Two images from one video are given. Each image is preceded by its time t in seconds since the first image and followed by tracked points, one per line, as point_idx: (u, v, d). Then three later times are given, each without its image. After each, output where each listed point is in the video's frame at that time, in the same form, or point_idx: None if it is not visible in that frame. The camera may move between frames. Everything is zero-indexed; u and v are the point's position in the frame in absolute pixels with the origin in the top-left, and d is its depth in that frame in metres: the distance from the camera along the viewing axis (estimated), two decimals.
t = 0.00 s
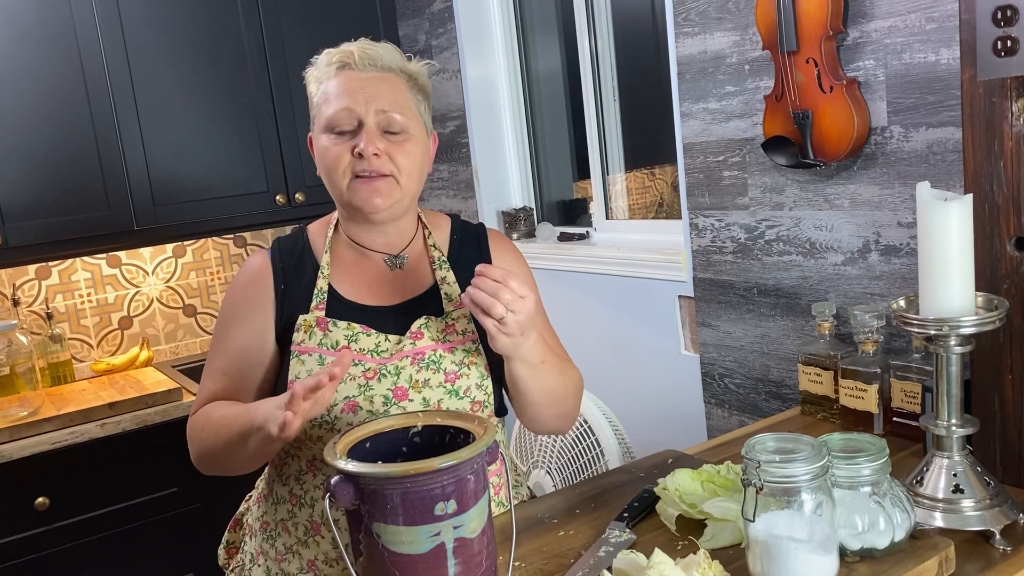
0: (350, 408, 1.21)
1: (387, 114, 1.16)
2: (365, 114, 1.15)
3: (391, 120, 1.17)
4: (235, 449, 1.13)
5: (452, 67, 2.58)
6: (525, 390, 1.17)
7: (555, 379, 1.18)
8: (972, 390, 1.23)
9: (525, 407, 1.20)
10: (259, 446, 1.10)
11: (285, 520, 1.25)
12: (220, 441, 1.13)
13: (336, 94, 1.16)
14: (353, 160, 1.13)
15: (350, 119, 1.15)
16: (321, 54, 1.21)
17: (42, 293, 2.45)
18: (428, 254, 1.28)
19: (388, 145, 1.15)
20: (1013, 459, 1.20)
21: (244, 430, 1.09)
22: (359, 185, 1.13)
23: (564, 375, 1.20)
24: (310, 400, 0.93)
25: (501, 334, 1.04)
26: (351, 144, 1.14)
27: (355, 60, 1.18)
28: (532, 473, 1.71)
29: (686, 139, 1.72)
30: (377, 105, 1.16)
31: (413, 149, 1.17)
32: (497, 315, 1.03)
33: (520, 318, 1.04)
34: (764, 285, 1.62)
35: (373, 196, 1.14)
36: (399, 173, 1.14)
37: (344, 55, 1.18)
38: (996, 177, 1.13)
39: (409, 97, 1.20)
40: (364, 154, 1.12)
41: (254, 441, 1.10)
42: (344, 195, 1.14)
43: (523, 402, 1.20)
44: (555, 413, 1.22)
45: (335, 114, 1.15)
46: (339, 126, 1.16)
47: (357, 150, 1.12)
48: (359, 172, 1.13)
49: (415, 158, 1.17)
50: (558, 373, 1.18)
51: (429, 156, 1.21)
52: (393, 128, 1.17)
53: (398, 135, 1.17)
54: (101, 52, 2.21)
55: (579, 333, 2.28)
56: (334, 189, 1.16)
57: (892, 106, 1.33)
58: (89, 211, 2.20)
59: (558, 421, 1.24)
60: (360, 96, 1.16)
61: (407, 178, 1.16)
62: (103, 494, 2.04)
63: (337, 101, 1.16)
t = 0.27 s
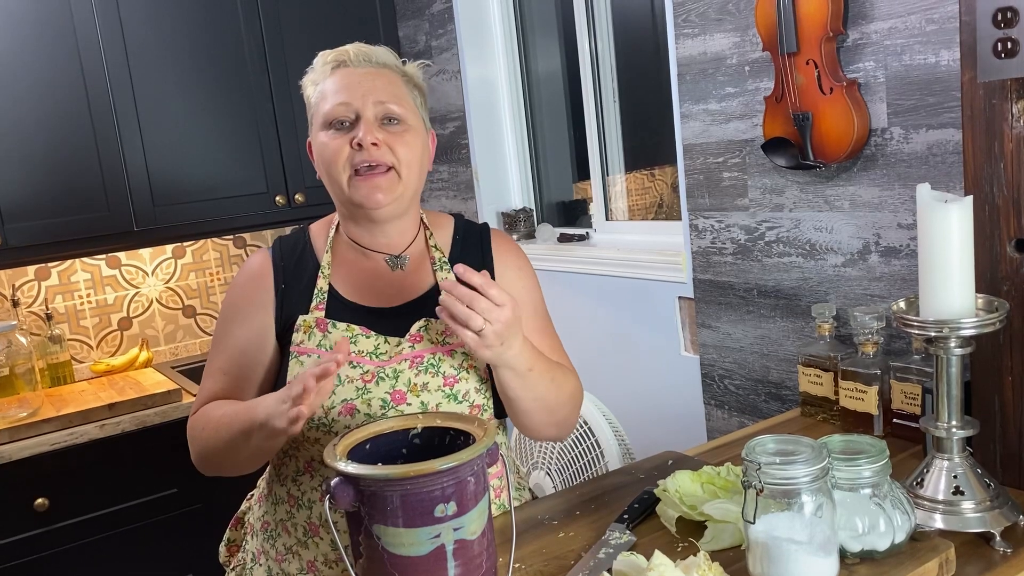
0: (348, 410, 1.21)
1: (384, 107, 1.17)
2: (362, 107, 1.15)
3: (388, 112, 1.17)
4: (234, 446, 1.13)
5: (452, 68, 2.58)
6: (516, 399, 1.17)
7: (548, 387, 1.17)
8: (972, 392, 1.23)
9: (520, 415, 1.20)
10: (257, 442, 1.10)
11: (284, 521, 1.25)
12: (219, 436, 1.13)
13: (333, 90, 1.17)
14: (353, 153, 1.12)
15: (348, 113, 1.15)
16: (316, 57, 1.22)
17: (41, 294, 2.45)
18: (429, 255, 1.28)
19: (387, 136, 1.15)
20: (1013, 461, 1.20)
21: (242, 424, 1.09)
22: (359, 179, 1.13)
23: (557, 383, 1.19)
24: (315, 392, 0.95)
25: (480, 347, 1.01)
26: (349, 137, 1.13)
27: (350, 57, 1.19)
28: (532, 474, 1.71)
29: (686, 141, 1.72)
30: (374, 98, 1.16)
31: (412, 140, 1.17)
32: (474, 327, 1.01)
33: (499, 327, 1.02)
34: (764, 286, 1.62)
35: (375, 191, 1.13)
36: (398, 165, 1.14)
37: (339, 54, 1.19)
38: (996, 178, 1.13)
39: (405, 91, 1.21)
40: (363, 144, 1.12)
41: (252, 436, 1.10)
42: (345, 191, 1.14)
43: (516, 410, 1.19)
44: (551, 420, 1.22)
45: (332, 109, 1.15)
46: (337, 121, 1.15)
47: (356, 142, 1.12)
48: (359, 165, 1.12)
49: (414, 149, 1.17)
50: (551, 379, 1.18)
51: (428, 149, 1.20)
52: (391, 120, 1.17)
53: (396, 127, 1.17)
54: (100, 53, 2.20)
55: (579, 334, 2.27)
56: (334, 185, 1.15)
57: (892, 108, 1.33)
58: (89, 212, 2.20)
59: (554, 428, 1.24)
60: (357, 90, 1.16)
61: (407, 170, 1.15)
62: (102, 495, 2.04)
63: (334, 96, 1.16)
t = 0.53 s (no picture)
0: (351, 415, 1.21)
1: (385, 107, 1.17)
2: (363, 108, 1.15)
3: (389, 112, 1.17)
4: (229, 444, 1.14)
5: (451, 68, 2.58)
6: (525, 399, 1.17)
7: (557, 390, 1.18)
8: (972, 393, 1.23)
9: (527, 416, 1.20)
10: (251, 439, 1.11)
11: (285, 523, 1.25)
12: (213, 435, 1.14)
13: (334, 92, 1.17)
14: (355, 153, 1.12)
15: (349, 114, 1.15)
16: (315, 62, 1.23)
17: (40, 295, 2.45)
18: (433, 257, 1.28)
19: (389, 135, 1.15)
20: (1013, 462, 1.20)
21: (235, 422, 1.10)
22: (363, 178, 1.12)
23: (567, 386, 1.19)
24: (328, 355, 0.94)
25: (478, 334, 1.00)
26: (351, 138, 1.14)
27: (349, 59, 1.20)
28: (531, 475, 1.70)
29: (686, 142, 1.72)
30: (374, 99, 1.16)
31: (414, 138, 1.17)
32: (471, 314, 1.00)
33: (495, 310, 1.01)
34: (763, 287, 1.61)
35: (379, 189, 1.12)
36: (401, 163, 1.14)
37: (338, 56, 1.19)
38: (995, 180, 1.13)
39: (405, 91, 1.21)
40: (365, 145, 1.12)
41: (246, 434, 1.11)
42: (349, 191, 1.13)
43: (523, 411, 1.20)
44: (558, 423, 1.22)
45: (333, 111, 1.16)
46: (338, 123, 1.16)
47: (358, 142, 1.12)
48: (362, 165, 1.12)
49: (417, 148, 1.17)
50: (560, 381, 1.18)
51: (430, 147, 1.20)
52: (392, 120, 1.17)
53: (397, 126, 1.17)
54: (99, 54, 2.20)
55: (579, 335, 2.27)
56: (338, 186, 1.15)
57: (892, 109, 1.33)
58: (87, 212, 2.20)
59: (561, 432, 1.24)
60: (358, 91, 1.16)
61: (410, 168, 1.15)
62: (101, 496, 2.03)
63: (334, 98, 1.16)
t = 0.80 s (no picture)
0: (356, 416, 1.21)
1: (394, 109, 1.16)
2: (371, 111, 1.15)
3: (398, 114, 1.17)
4: (230, 434, 1.13)
5: (451, 69, 2.58)
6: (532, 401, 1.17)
7: (564, 394, 1.18)
8: (972, 394, 1.23)
9: (531, 419, 1.20)
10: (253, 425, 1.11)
11: (284, 522, 1.25)
12: (214, 426, 1.13)
13: (342, 94, 1.17)
14: (363, 155, 1.12)
15: (358, 117, 1.15)
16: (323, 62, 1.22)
17: (40, 296, 2.45)
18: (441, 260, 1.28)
19: (397, 137, 1.14)
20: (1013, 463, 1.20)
21: (237, 410, 1.09)
22: (371, 180, 1.12)
23: (573, 391, 1.19)
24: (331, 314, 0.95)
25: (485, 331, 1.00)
26: (359, 140, 1.13)
27: (357, 60, 1.19)
28: (531, 476, 1.70)
29: (686, 142, 1.72)
30: (383, 101, 1.16)
31: (423, 141, 1.17)
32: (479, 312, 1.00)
33: (503, 309, 1.01)
34: (764, 288, 1.61)
35: (386, 190, 1.12)
36: (410, 166, 1.13)
37: (346, 57, 1.19)
38: (996, 181, 1.13)
39: (414, 93, 1.20)
40: (373, 148, 1.11)
41: (247, 419, 1.10)
42: (357, 193, 1.13)
43: (528, 414, 1.20)
44: (560, 428, 1.22)
45: (342, 113, 1.15)
46: (346, 125, 1.15)
47: (366, 145, 1.12)
48: (369, 167, 1.12)
49: (426, 150, 1.16)
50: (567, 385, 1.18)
51: (439, 150, 1.20)
52: (401, 122, 1.17)
53: (406, 129, 1.17)
54: (99, 55, 2.20)
55: (579, 336, 2.27)
56: (345, 188, 1.14)
57: (892, 110, 1.33)
58: (86, 213, 2.19)
59: (564, 436, 1.24)
60: (366, 93, 1.16)
61: (419, 170, 1.14)
62: (101, 497, 2.03)
63: (343, 100, 1.16)
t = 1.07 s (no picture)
0: (364, 415, 1.21)
1: (403, 112, 1.16)
2: (381, 113, 1.15)
3: (408, 117, 1.16)
4: (238, 437, 1.13)
5: (452, 69, 2.57)
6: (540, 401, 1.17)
7: (569, 393, 1.17)
8: (973, 394, 1.23)
9: (538, 419, 1.20)
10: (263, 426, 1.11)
11: (287, 521, 1.25)
12: (224, 430, 1.13)
13: (352, 94, 1.16)
14: (371, 158, 1.12)
15: (368, 119, 1.15)
16: (333, 58, 1.22)
17: (40, 296, 2.44)
18: (445, 259, 1.28)
19: (406, 141, 1.14)
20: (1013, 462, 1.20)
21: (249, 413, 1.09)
22: (378, 182, 1.12)
23: (578, 389, 1.19)
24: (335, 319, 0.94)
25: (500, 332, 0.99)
26: (368, 143, 1.13)
27: (368, 59, 1.18)
28: (531, 476, 1.70)
29: (686, 142, 1.71)
30: (393, 104, 1.16)
31: (431, 145, 1.17)
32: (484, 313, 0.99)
33: (508, 313, 1.00)
34: (764, 288, 1.61)
35: (393, 193, 1.12)
36: (418, 170, 1.14)
37: (357, 55, 1.18)
38: (997, 182, 1.14)
39: (424, 94, 1.20)
40: (382, 152, 1.11)
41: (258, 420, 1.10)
42: (363, 195, 1.13)
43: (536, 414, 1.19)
44: (566, 425, 1.22)
45: (351, 114, 1.15)
46: (355, 126, 1.15)
47: (375, 148, 1.11)
48: (378, 171, 1.12)
49: (434, 154, 1.16)
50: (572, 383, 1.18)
51: (447, 154, 1.20)
52: (410, 125, 1.17)
53: (415, 132, 1.16)
54: (99, 55, 2.20)
55: (579, 336, 2.27)
56: (352, 189, 1.14)
57: (893, 110, 1.33)
58: (86, 213, 2.19)
59: (569, 433, 1.24)
60: (376, 95, 1.16)
61: (426, 174, 1.15)
62: (100, 497, 2.03)
63: (352, 100, 1.16)
